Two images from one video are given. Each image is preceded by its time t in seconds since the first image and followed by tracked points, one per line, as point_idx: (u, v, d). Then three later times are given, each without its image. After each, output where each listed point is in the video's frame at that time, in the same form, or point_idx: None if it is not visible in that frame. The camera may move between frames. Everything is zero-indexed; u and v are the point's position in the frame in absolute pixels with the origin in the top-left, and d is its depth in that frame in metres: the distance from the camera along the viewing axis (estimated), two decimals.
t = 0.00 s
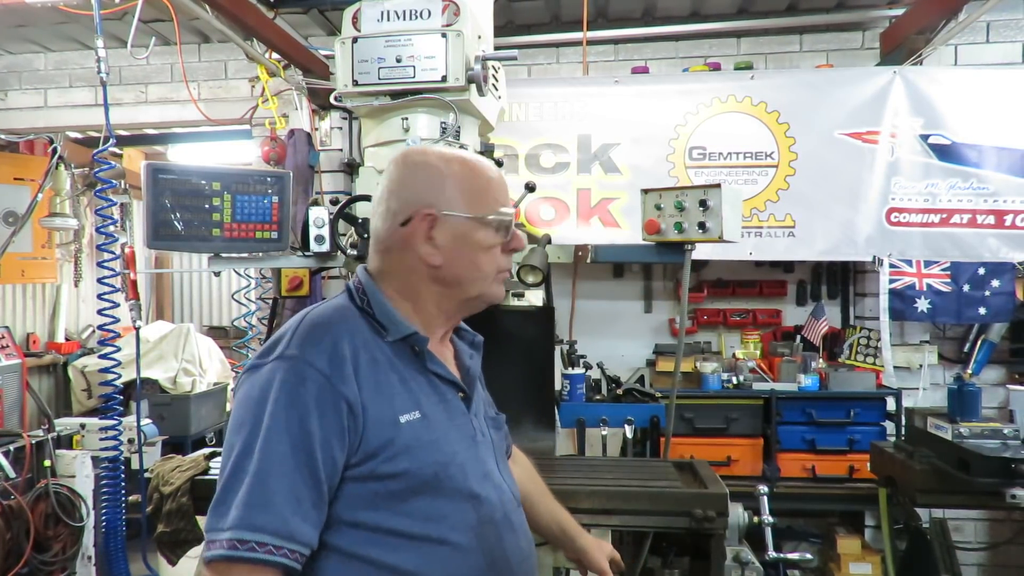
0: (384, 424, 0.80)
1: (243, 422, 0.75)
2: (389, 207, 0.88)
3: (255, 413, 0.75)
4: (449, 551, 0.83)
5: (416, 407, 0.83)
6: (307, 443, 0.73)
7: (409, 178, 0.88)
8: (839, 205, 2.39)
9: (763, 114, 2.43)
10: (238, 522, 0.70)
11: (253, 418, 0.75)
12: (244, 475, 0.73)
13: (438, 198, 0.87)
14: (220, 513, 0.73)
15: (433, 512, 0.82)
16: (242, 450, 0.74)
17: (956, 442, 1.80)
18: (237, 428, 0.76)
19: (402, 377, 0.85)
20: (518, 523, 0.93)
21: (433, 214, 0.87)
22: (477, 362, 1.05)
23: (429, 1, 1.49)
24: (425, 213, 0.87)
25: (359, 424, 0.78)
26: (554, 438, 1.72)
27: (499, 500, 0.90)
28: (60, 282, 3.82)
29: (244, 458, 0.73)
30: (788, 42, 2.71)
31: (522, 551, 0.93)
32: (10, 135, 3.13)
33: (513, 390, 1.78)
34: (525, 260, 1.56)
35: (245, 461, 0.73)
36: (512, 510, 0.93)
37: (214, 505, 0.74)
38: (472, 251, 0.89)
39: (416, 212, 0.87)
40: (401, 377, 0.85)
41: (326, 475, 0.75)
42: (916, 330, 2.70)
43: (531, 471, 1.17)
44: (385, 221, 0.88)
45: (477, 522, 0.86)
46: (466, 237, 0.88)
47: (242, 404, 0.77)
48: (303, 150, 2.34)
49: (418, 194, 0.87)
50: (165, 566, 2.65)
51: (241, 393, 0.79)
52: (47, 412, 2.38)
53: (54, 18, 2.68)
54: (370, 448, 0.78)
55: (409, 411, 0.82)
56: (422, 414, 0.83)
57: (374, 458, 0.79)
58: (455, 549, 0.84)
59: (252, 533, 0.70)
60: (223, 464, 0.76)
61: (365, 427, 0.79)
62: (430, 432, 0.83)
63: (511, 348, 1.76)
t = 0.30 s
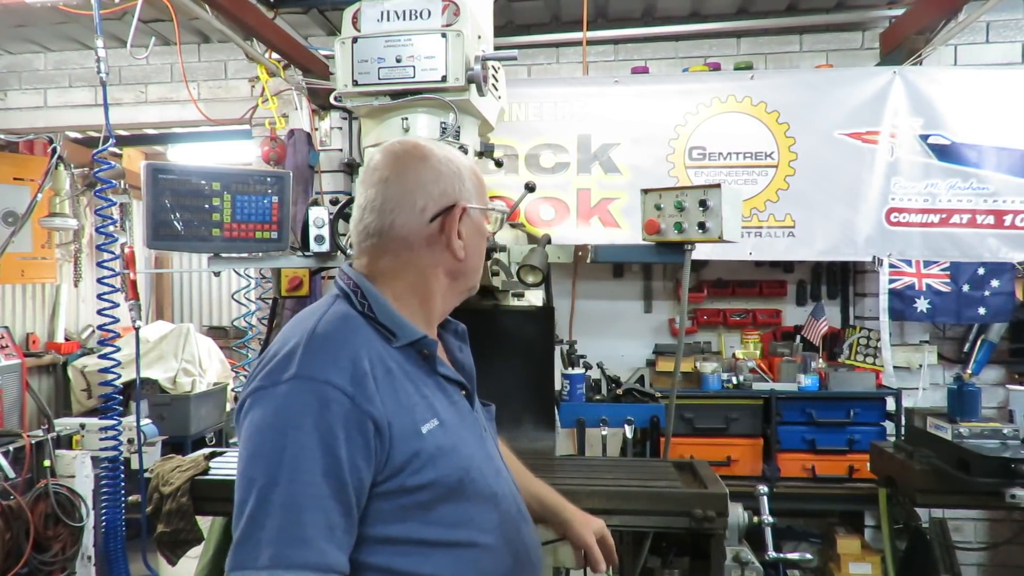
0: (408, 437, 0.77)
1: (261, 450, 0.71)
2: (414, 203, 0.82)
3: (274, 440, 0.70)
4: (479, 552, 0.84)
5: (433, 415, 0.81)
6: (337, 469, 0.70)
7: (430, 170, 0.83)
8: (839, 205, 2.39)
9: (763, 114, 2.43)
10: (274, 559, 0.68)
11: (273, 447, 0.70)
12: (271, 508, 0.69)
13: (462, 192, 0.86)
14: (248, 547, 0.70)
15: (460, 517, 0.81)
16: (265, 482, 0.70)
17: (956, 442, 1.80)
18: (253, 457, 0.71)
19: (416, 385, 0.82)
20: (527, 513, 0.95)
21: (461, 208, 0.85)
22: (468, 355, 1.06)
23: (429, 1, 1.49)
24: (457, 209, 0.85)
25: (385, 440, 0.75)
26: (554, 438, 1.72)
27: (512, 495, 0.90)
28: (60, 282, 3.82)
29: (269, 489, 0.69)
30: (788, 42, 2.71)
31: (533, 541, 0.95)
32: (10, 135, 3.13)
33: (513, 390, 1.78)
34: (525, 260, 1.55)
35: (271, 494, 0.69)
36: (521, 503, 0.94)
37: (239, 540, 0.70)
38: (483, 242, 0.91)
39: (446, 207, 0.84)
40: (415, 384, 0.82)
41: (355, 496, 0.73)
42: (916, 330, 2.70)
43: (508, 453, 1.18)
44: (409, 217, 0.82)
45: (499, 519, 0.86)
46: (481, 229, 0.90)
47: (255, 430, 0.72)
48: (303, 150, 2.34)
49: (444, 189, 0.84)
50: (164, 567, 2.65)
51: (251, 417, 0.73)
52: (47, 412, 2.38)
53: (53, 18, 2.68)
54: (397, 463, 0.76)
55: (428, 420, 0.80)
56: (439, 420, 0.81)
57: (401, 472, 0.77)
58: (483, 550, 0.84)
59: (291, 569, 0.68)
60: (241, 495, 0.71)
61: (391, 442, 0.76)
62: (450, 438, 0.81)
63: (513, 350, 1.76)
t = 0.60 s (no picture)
0: (436, 447, 0.76)
1: (295, 474, 0.67)
2: (432, 202, 0.81)
3: (309, 463, 0.67)
4: (499, 554, 0.86)
5: (455, 423, 0.81)
6: (376, 487, 0.69)
7: (447, 171, 0.83)
8: (839, 205, 2.39)
9: (763, 114, 2.43)
10: None
11: (308, 470, 0.67)
12: (310, 533, 0.67)
13: (476, 195, 0.86)
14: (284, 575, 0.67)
15: (483, 521, 0.83)
16: (302, 506, 0.67)
17: (956, 442, 1.80)
18: (283, 481, 0.68)
19: (436, 393, 0.81)
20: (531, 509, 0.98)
21: (475, 212, 0.85)
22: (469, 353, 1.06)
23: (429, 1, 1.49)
24: (472, 211, 0.84)
25: (416, 453, 0.74)
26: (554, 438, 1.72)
27: (521, 493, 0.93)
28: (60, 282, 3.82)
29: (307, 514, 0.66)
30: (788, 42, 2.71)
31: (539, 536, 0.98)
32: (10, 135, 3.13)
33: (514, 390, 1.78)
34: (524, 260, 1.55)
35: (309, 518, 0.67)
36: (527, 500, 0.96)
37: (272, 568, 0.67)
38: (486, 246, 0.92)
39: (463, 209, 0.83)
40: (434, 392, 0.82)
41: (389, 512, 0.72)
42: (916, 330, 2.70)
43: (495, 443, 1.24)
44: (428, 217, 0.81)
45: (516, 519, 0.89)
46: (487, 233, 0.90)
47: (285, 452, 0.68)
48: (303, 150, 2.34)
49: (461, 190, 0.83)
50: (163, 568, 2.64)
51: (276, 439, 0.70)
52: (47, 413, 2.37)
53: (53, 18, 2.68)
54: (427, 475, 0.75)
55: (451, 428, 0.80)
56: (460, 427, 0.81)
57: (430, 484, 0.76)
58: (504, 551, 0.86)
59: None
60: (270, 521, 0.68)
61: (420, 454, 0.75)
62: (471, 444, 0.82)
63: (513, 350, 1.75)
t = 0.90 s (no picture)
0: (463, 451, 0.77)
1: (333, 479, 0.66)
2: (455, 202, 0.81)
3: (347, 467, 0.67)
4: (514, 555, 0.87)
5: (478, 425, 0.81)
6: (411, 492, 0.69)
7: (471, 172, 0.83)
8: (838, 205, 2.39)
9: (763, 114, 2.43)
10: None
11: (348, 476, 0.66)
12: (347, 539, 0.66)
13: (495, 198, 0.86)
14: None
15: (500, 523, 0.84)
16: (340, 513, 0.66)
17: (956, 442, 1.80)
18: (319, 487, 0.67)
19: (458, 396, 0.82)
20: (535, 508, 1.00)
21: (494, 214, 0.85)
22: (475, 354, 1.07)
23: (429, 1, 1.49)
24: (491, 214, 0.85)
25: (445, 457, 0.74)
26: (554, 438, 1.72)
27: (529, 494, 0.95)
28: (60, 282, 3.82)
29: (346, 521, 0.66)
30: (788, 42, 2.71)
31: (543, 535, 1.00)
32: (11, 135, 3.13)
33: (514, 389, 1.77)
34: (524, 260, 1.55)
35: (347, 524, 0.66)
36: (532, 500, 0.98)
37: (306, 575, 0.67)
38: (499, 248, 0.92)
39: (483, 211, 0.83)
40: (457, 395, 0.82)
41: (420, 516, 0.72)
42: (916, 330, 2.70)
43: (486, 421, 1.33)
44: (450, 217, 0.81)
45: (528, 521, 0.90)
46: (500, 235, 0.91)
47: (321, 457, 0.67)
48: (302, 150, 2.34)
49: (482, 192, 0.83)
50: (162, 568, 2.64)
51: (309, 444, 0.68)
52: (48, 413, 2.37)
53: (53, 18, 2.69)
54: (454, 478, 0.76)
55: (475, 431, 0.80)
56: (482, 430, 0.82)
57: (456, 487, 0.77)
58: (518, 552, 0.87)
59: None
60: (304, 528, 0.67)
61: (449, 458, 0.75)
62: (490, 446, 0.83)
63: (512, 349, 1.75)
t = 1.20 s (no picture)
0: (460, 451, 0.77)
1: (329, 481, 0.66)
2: (453, 200, 0.81)
3: (344, 468, 0.67)
4: (512, 558, 0.87)
5: (474, 426, 0.81)
6: (409, 494, 0.69)
7: (471, 172, 0.83)
8: (838, 205, 2.39)
9: (763, 114, 2.43)
10: None
11: (345, 477, 0.66)
12: (346, 542, 0.66)
13: (495, 200, 0.86)
14: None
15: (498, 526, 0.84)
16: (338, 514, 0.66)
17: (956, 442, 1.80)
18: (316, 488, 0.66)
19: (455, 397, 0.82)
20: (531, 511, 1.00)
21: (492, 216, 0.85)
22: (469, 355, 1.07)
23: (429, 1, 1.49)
24: (490, 216, 0.85)
25: (443, 457, 0.75)
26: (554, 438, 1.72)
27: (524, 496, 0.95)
28: (59, 282, 3.82)
29: (344, 523, 0.66)
30: (788, 42, 2.71)
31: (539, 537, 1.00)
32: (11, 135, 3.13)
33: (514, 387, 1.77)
34: (525, 260, 1.55)
35: (345, 527, 0.66)
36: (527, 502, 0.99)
37: None
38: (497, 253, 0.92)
39: (481, 211, 0.83)
40: (453, 395, 0.82)
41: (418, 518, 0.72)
42: (916, 330, 2.70)
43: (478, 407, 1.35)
44: (447, 214, 0.81)
45: (524, 524, 0.91)
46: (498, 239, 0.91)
47: (317, 458, 0.67)
48: (302, 150, 2.34)
49: (482, 192, 0.84)
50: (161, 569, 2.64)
51: (304, 445, 0.68)
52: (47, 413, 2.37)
53: (53, 18, 2.69)
54: (452, 479, 0.76)
55: (471, 431, 0.80)
56: (478, 430, 0.82)
57: (453, 489, 0.77)
58: (515, 555, 0.88)
59: None
60: (302, 531, 0.67)
61: (446, 458, 0.75)
62: (487, 447, 0.83)
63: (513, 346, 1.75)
